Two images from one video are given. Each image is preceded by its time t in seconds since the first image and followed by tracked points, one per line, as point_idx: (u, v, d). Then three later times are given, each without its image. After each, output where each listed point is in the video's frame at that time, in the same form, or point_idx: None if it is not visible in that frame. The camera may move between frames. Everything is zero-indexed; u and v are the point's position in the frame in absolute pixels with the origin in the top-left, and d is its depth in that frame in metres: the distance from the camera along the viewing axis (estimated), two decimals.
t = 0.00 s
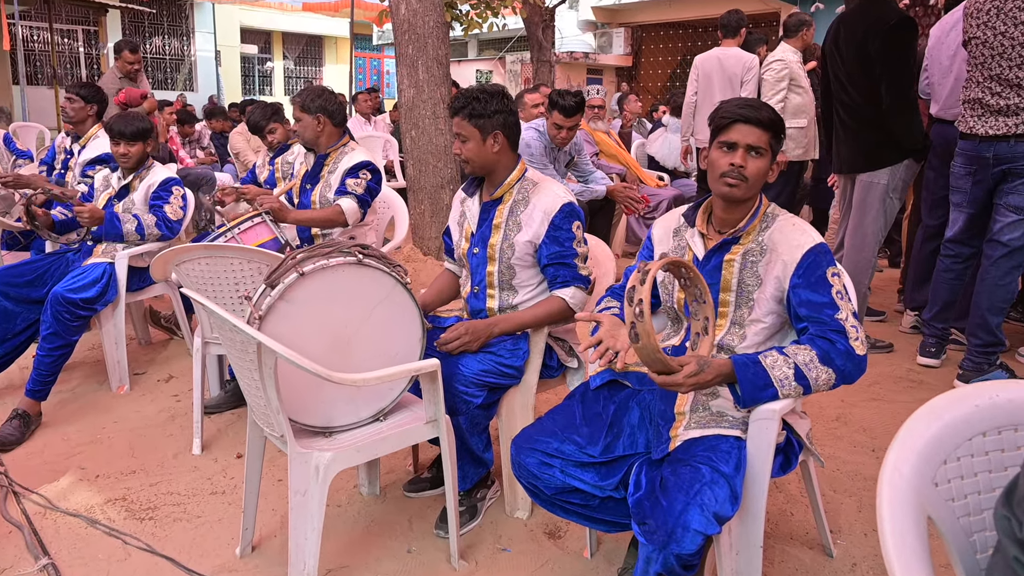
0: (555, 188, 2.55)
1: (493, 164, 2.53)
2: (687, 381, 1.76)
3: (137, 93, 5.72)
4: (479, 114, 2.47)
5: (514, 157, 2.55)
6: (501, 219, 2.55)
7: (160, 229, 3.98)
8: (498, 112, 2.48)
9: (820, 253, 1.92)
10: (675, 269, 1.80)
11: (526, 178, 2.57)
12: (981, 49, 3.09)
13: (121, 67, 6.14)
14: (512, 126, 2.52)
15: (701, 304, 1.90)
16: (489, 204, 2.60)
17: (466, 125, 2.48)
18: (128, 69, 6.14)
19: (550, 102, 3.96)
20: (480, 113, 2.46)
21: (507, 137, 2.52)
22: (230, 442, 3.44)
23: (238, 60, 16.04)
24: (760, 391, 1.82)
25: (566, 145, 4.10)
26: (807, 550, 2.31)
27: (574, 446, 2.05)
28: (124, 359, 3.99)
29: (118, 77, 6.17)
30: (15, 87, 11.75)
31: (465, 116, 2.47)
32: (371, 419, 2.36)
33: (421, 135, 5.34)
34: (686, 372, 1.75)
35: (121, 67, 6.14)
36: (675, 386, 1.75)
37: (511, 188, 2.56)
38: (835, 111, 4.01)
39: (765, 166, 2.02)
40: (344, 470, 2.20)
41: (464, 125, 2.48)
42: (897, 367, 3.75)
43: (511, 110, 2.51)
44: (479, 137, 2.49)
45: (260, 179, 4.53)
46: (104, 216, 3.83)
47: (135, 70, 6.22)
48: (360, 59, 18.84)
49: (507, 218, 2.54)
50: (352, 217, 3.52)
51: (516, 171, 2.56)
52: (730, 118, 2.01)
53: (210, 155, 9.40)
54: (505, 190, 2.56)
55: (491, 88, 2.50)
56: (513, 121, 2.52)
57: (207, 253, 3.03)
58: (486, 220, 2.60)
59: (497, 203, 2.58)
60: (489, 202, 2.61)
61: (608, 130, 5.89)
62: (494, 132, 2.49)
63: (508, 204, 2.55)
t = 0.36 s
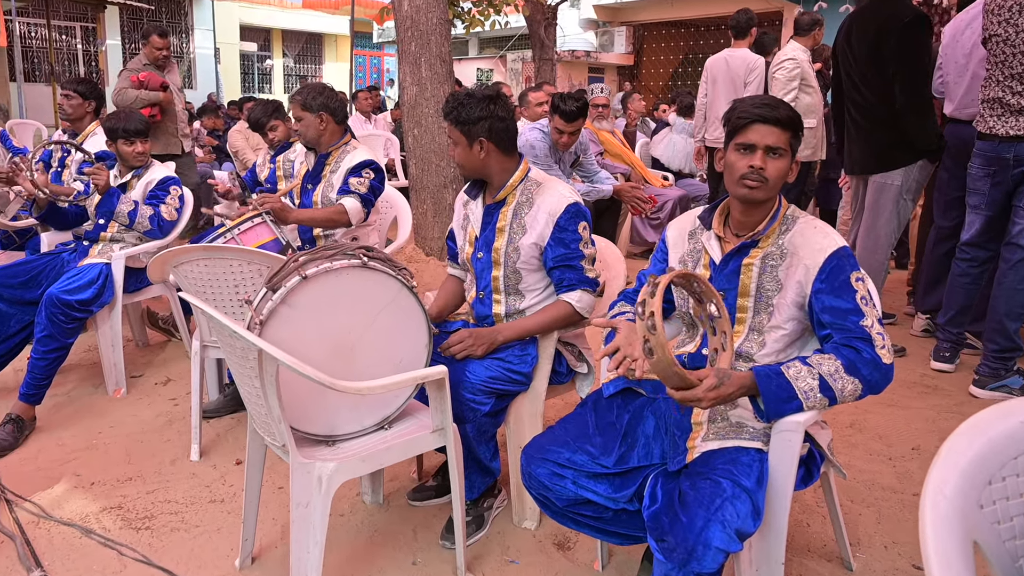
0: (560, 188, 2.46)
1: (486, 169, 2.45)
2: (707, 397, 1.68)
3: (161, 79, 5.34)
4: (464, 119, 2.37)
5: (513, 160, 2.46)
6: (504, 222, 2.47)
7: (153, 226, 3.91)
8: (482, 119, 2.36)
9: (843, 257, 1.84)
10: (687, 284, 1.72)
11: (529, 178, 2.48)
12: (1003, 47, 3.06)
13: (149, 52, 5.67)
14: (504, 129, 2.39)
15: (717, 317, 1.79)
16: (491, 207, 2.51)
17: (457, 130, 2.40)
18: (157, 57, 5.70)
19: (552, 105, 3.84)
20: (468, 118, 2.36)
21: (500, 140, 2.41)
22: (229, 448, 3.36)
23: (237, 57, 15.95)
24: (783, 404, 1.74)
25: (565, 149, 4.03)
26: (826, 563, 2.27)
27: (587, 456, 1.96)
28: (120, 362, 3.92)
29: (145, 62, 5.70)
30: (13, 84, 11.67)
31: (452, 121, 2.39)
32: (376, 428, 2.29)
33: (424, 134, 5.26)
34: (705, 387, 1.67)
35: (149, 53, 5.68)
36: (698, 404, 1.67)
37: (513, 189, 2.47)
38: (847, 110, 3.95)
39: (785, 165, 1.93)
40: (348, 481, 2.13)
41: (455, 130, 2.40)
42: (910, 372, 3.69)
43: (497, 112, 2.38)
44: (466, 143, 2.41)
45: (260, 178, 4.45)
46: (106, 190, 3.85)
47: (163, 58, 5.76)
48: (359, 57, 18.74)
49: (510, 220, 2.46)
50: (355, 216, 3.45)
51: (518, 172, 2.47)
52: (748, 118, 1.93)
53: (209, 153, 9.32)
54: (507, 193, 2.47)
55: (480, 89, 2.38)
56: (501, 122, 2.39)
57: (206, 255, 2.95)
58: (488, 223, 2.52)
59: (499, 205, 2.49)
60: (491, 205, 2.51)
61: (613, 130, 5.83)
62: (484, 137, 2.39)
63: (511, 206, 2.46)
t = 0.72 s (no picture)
0: (564, 192, 2.37)
1: (484, 175, 2.36)
2: (735, 421, 1.62)
3: (173, 77, 5.32)
4: (461, 122, 2.29)
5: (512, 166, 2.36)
6: (506, 229, 2.38)
7: (142, 228, 3.81)
8: (479, 123, 2.27)
9: (868, 264, 1.77)
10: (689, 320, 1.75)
11: (531, 183, 2.39)
12: (1017, 50, 3.02)
13: (183, 39, 5.48)
14: (501, 134, 2.30)
15: (723, 347, 1.79)
16: (493, 214, 2.42)
17: (454, 135, 2.32)
18: (192, 41, 5.48)
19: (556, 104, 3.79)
20: (464, 123, 2.28)
21: (496, 145, 2.31)
22: (225, 457, 3.28)
23: (230, 56, 15.84)
24: (809, 420, 1.69)
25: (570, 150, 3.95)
26: None
27: (602, 470, 1.89)
28: (113, 368, 3.82)
29: (177, 49, 5.51)
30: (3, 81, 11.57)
31: (449, 123, 2.31)
32: (380, 439, 2.22)
33: (423, 134, 5.18)
34: (732, 411, 1.61)
35: (183, 39, 5.48)
36: (727, 430, 1.61)
37: (515, 195, 2.38)
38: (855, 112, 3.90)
39: (802, 172, 1.84)
40: (351, 496, 2.06)
41: (452, 135, 2.33)
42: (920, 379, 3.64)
43: (495, 117, 2.29)
44: (462, 147, 2.33)
45: (257, 179, 4.36)
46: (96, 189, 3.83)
47: (198, 46, 5.56)
48: (353, 57, 18.64)
49: (513, 228, 2.37)
50: (355, 220, 3.36)
51: (519, 178, 2.38)
52: (761, 124, 1.85)
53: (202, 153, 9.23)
54: (509, 199, 2.38)
55: (477, 93, 2.30)
56: (499, 127, 2.30)
57: (202, 258, 2.87)
58: (490, 230, 2.43)
59: (501, 212, 2.40)
60: (492, 212, 2.43)
61: (613, 131, 5.76)
62: (480, 142, 2.30)
63: (514, 213, 2.37)
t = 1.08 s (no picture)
0: (561, 189, 2.31)
1: (476, 177, 2.28)
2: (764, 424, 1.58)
3: (185, 69, 5.14)
4: (447, 125, 2.19)
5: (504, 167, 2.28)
6: (504, 231, 2.31)
7: (131, 228, 3.70)
8: (466, 124, 2.18)
9: (889, 258, 1.69)
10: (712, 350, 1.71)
11: (527, 181, 2.31)
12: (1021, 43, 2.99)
13: (204, 33, 5.34)
14: (487, 135, 2.20)
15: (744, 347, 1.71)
16: (489, 215, 2.35)
17: (440, 139, 2.23)
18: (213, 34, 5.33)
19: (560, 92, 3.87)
20: (447, 126, 2.18)
21: (482, 146, 2.22)
22: (221, 465, 3.21)
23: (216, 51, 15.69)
24: (836, 422, 1.62)
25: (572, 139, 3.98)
26: None
27: (621, 475, 1.84)
28: (102, 374, 3.74)
29: (199, 43, 5.38)
30: None
31: (434, 126, 2.21)
32: (388, 445, 2.16)
33: (419, 131, 5.12)
34: (757, 413, 1.56)
35: (204, 32, 5.33)
36: (754, 434, 1.56)
37: (511, 195, 2.31)
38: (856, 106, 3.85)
39: (805, 166, 1.76)
40: (360, 506, 2.01)
41: (437, 139, 2.23)
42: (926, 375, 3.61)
43: (481, 117, 2.19)
44: (451, 151, 2.24)
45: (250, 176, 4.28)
46: (82, 189, 3.66)
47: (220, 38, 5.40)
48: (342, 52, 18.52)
49: (511, 229, 2.30)
50: (355, 217, 3.29)
51: (513, 177, 2.30)
52: (756, 122, 1.79)
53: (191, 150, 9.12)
54: (505, 199, 2.31)
55: (461, 94, 2.21)
56: (486, 127, 2.20)
57: (196, 260, 2.79)
58: (487, 232, 2.36)
59: (498, 213, 2.33)
60: (487, 213, 2.35)
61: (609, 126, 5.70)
62: (465, 145, 2.21)
63: (511, 213, 2.30)
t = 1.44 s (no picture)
0: (549, 191, 2.25)
1: (463, 183, 2.24)
2: (773, 419, 1.53)
3: (242, 41, 4.40)
4: (427, 130, 2.15)
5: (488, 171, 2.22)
6: (494, 235, 2.26)
7: (114, 229, 3.65)
8: (444, 130, 2.13)
9: (899, 261, 1.67)
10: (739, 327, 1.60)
11: (514, 184, 2.26)
12: (1017, 44, 2.98)
13: (237, 8, 4.64)
14: (468, 139, 2.15)
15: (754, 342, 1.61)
16: (477, 222, 2.30)
17: (422, 148, 2.19)
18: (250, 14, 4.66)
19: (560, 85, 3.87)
20: (426, 133, 2.15)
21: (464, 149, 2.16)
22: (211, 473, 3.15)
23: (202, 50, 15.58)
24: (850, 422, 1.58)
25: (572, 132, 3.99)
26: None
27: (629, 481, 1.80)
28: (84, 379, 3.66)
29: (231, 21, 4.67)
30: None
31: (415, 134, 2.18)
32: (389, 452, 2.12)
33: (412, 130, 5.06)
34: (772, 410, 1.51)
35: (236, 8, 4.62)
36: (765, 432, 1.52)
37: (499, 200, 2.25)
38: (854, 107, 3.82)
39: (800, 168, 1.72)
40: (360, 515, 1.96)
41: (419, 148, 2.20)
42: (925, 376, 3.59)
43: (459, 122, 2.14)
44: (433, 158, 2.19)
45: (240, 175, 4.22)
46: (64, 189, 3.60)
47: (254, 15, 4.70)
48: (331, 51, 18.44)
49: (501, 234, 2.25)
50: (347, 221, 3.24)
51: (499, 182, 2.24)
52: (745, 129, 1.77)
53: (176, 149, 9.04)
54: (493, 204, 2.25)
55: (439, 100, 2.18)
56: (466, 132, 2.15)
57: (187, 261, 2.74)
58: (478, 238, 2.31)
59: (486, 218, 2.28)
60: (476, 218, 2.30)
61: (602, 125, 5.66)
62: (446, 150, 2.16)
63: (500, 218, 2.25)
